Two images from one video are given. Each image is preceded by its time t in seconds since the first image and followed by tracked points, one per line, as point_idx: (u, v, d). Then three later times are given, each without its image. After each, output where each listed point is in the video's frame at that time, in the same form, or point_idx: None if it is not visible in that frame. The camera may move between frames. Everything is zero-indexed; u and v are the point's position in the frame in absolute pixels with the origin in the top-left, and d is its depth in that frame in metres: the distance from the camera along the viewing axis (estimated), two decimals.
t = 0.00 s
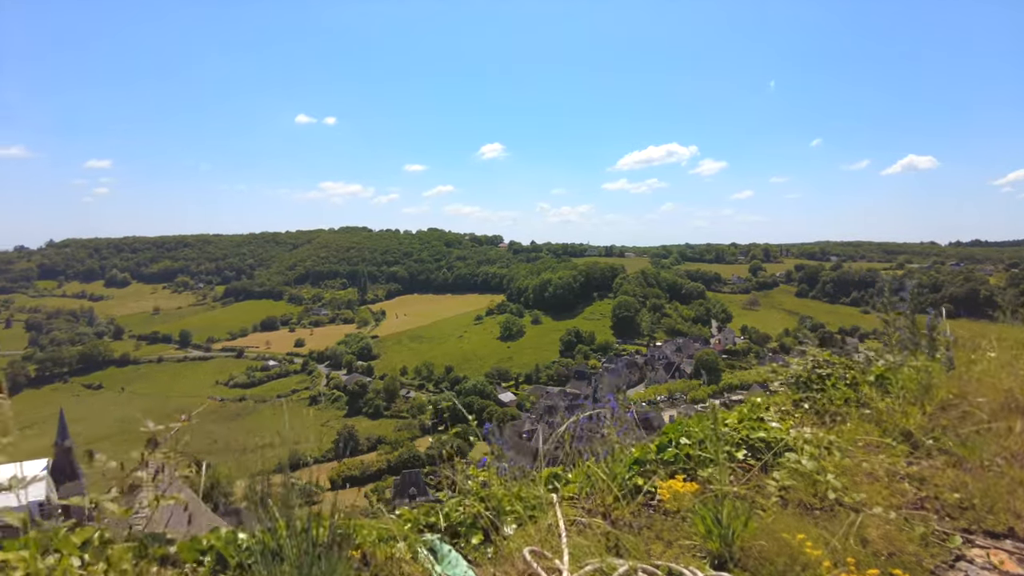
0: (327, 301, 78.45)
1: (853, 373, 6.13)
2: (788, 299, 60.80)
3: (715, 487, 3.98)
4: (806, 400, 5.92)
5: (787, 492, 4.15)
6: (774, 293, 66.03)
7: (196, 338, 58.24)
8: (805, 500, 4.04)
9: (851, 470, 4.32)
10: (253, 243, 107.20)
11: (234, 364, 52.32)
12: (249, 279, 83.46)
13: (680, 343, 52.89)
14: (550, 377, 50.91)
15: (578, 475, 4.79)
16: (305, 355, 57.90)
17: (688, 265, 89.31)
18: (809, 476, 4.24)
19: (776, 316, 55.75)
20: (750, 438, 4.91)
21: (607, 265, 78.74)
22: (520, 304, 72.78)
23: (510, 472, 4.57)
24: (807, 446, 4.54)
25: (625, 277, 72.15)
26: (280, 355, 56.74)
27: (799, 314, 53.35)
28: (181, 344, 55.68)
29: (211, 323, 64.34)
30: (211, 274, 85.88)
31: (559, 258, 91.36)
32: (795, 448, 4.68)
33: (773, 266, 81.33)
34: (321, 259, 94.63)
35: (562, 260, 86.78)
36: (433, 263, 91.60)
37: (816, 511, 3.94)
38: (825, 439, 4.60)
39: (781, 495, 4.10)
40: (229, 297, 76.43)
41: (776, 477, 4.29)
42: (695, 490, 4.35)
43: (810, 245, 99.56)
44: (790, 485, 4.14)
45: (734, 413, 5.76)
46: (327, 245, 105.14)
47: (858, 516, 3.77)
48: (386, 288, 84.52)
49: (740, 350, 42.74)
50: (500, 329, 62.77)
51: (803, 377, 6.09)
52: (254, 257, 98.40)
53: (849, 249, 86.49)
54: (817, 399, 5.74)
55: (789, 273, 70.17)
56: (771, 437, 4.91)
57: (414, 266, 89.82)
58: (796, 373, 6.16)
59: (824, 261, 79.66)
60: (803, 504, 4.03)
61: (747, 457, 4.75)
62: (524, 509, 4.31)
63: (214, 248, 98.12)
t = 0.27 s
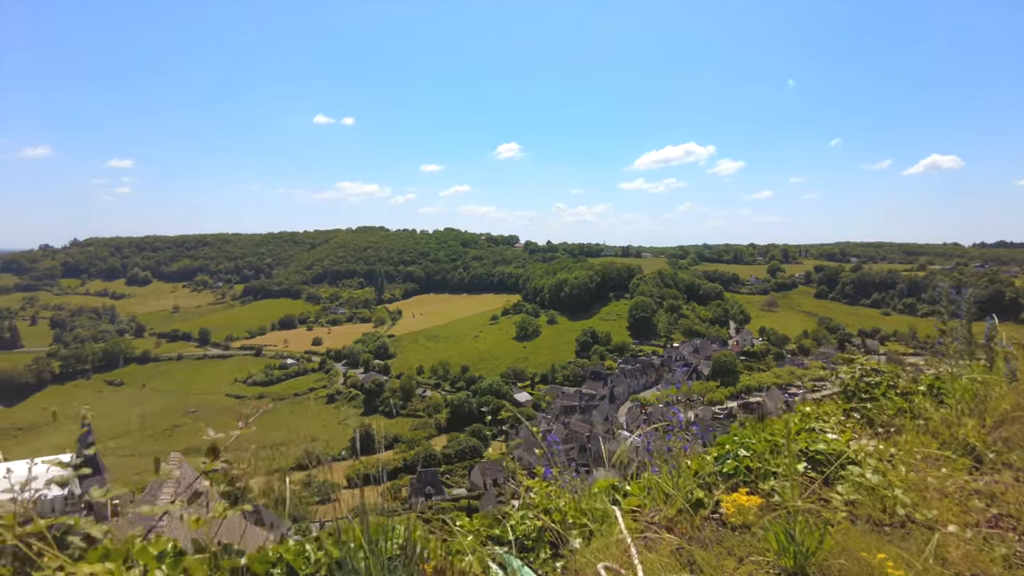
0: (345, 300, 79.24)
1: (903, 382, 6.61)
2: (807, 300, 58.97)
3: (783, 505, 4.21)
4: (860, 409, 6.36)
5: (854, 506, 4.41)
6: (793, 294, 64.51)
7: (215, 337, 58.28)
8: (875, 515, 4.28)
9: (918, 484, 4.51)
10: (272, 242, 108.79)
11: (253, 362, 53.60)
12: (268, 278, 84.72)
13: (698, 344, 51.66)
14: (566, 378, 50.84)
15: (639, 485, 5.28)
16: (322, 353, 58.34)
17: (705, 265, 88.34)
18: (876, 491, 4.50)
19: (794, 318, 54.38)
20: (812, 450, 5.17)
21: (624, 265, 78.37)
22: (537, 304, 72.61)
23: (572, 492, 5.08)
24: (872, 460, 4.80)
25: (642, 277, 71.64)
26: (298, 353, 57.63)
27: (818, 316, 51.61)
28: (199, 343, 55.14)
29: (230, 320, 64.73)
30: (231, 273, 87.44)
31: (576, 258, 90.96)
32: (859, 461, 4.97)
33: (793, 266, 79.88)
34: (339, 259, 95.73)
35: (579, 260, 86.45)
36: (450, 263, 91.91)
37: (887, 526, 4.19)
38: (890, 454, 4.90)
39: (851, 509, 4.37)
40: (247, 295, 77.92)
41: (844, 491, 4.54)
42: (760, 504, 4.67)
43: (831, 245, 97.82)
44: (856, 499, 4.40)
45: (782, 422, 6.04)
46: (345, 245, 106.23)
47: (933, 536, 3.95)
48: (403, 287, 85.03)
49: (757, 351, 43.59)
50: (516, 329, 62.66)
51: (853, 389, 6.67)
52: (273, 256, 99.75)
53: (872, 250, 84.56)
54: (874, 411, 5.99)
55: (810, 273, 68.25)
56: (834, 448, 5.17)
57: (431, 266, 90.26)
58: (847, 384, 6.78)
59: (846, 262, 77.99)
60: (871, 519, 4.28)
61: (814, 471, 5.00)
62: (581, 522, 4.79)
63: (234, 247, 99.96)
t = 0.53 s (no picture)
0: (363, 299, 79.59)
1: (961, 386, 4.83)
2: (828, 301, 61.28)
3: (852, 531, 3.01)
4: (903, 420, 4.70)
5: (916, 530, 3.16)
6: (813, 294, 65.87)
7: (235, 335, 62.49)
8: (943, 540, 3.05)
9: (986, 504, 3.24)
10: (291, 242, 110.08)
11: (273, 361, 55.36)
12: (289, 278, 85.80)
13: (717, 344, 53.13)
14: (583, 378, 50.49)
15: (694, 502, 3.58)
16: (340, 353, 58.79)
17: (725, 266, 86.92)
18: (941, 514, 3.24)
19: (816, 318, 56.96)
20: (866, 465, 3.70)
21: (642, 264, 77.46)
22: (553, 304, 72.00)
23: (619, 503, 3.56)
24: (929, 474, 3.51)
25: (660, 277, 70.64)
26: (317, 352, 58.37)
27: (839, 317, 55.03)
28: (220, 342, 60.79)
29: (249, 321, 67.44)
30: (251, 274, 88.75)
31: (593, 258, 90.36)
32: (920, 480, 3.62)
33: (813, 266, 78.98)
34: (358, 259, 96.57)
35: (598, 260, 85.70)
36: (467, 263, 91.73)
37: (955, 554, 2.97)
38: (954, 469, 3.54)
39: (911, 533, 3.12)
40: (267, 295, 79.73)
41: (902, 512, 3.28)
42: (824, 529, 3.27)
43: (853, 246, 96.24)
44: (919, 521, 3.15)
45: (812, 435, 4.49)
46: (363, 245, 107.04)
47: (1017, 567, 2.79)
48: (420, 287, 85.26)
49: (777, 352, 49.56)
50: (533, 329, 62.23)
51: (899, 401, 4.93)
52: (292, 257, 100.88)
53: (894, 249, 83.28)
54: (919, 417, 4.41)
55: (830, 274, 69.45)
56: (888, 460, 3.80)
57: (447, 265, 90.47)
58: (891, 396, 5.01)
59: (868, 261, 76.87)
60: (938, 546, 3.05)
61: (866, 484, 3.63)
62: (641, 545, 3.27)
63: (257, 248, 102.03)
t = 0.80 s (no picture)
0: (394, 297, 80.61)
1: None
2: (865, 301, 61.78)
3: None
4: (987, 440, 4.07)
5: None
6: (850, 294, 65.55)
7: (270, 331, 64.82)
8: None
9: None
10: (323, 241, 112.28)
11: (307, 358, 56.76)
12: (323, 277, 87.80)
13: (751, 345, 53.02)
14: (614, 378, 49.89)
15: (756, 531, 3.04)
16: (372, 350, 59.71)
17: (759, 265, 84.85)
18: None
19: (851, 318, 57.55)
20: (951, 500, 3.10)
21: (674, 263, 76.23)
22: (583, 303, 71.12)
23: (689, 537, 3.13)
24: None
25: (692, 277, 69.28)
26: (350, 350, 59.57)
27: (876, 317, 56.40)
28: (254, 338, 63.06)
29: (284, 318, 69.55)
30: (286, 273, 91.40)
31: (623, 257, 89.25)
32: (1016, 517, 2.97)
33: (850, 266, 76.90)
34: (389, 257, 98.01)
35: (628, 258, 84.67)
36: (497, 262, 91.91)
37: None
38: None
39: None
40: (301, 293, 82.13)
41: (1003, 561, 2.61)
42: None
43: (892, 245, 93.05)
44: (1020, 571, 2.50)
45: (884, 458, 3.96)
46: (395, 245, 108.40)
47: None
48: (450, 286, 85.87)
49: (812, 351, 48.96)
50: (563, 328, 61.86)
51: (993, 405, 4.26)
52: (325, 256, 103.07)
53: (936, 248, 80.23)
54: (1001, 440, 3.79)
55: (865, 274, 68.81)
56: (970, 494, 3.18)
57: (477, 264, 90.73)
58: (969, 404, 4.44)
59: (910, 260, 74.19)
60: None
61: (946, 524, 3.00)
62: None
63: (291, 247, 104.71)
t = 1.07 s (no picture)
0: (438, 296, 81.62)
1: None
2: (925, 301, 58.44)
3: None
4: None
5: None
6: (909, 295, 62.01)
7: (318, 329, 66.91)
8: None
9: None
10: (371, 241, 115.15)
11: (353, 355, 58.19)
12: (369, 276, 90.07)
13: (802, 346, 50.64)
14: (659, 379, 48.77)
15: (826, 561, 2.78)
16: (417, 348, 60.69)
17: (811, 263, 81.11)
18: None
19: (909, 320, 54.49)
20: None
21: (721, 262, 73.84)
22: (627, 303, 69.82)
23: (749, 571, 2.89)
24: None
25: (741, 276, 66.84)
26: (395, 347, 60.79)
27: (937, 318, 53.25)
28: (304, 336, 65.16)
29: (332, 316, 71.84)
30: (334, 272, 94.43)
31: (669, 256, 87.13)
32: None
33: (912, 264, 72.51)
34: (433, 257, 99.39)
35: (673, 257, 82.52)
36: (539, 260, 91.50)
37: None
38: None
39: None
40: (349, 292, 84.54)
41: None
42: None
43: (959, 242, 87.00)
44: None
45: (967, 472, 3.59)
46: (438, 245, 109.79)
47: None
48: (493, 285, 86.23)
49: (865, 353, 46.13)
50: (607, 328, 60.97)
51: None
52: (372, 255, 105.67)
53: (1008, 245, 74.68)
54: None
55: (926, 273, 64.94)
56: None
57: (520, 263, 90.67)
58: None
59: (979, 258, 69.25)
60: None
61: None
62: None
63: (339, 247, 108.00)
